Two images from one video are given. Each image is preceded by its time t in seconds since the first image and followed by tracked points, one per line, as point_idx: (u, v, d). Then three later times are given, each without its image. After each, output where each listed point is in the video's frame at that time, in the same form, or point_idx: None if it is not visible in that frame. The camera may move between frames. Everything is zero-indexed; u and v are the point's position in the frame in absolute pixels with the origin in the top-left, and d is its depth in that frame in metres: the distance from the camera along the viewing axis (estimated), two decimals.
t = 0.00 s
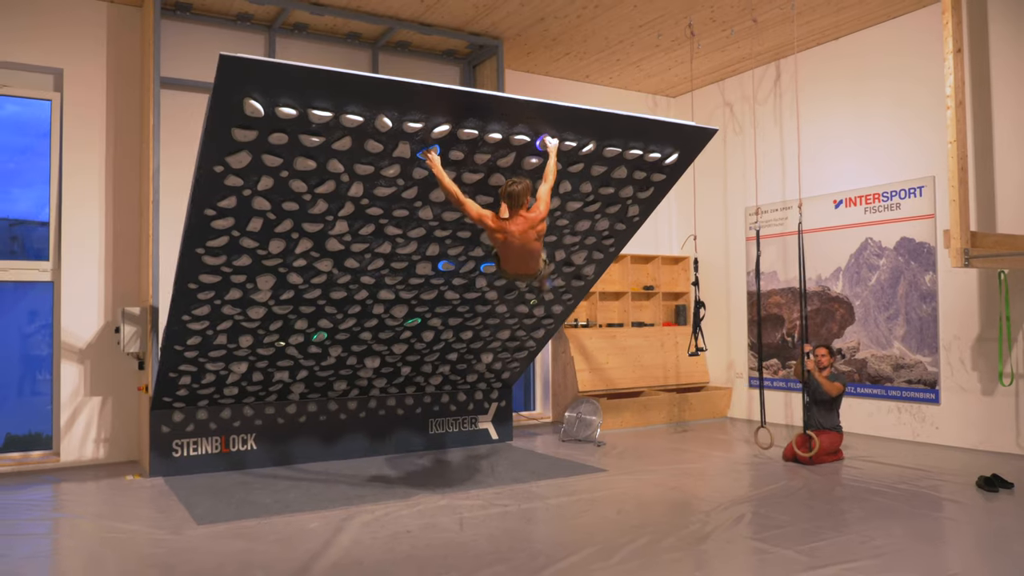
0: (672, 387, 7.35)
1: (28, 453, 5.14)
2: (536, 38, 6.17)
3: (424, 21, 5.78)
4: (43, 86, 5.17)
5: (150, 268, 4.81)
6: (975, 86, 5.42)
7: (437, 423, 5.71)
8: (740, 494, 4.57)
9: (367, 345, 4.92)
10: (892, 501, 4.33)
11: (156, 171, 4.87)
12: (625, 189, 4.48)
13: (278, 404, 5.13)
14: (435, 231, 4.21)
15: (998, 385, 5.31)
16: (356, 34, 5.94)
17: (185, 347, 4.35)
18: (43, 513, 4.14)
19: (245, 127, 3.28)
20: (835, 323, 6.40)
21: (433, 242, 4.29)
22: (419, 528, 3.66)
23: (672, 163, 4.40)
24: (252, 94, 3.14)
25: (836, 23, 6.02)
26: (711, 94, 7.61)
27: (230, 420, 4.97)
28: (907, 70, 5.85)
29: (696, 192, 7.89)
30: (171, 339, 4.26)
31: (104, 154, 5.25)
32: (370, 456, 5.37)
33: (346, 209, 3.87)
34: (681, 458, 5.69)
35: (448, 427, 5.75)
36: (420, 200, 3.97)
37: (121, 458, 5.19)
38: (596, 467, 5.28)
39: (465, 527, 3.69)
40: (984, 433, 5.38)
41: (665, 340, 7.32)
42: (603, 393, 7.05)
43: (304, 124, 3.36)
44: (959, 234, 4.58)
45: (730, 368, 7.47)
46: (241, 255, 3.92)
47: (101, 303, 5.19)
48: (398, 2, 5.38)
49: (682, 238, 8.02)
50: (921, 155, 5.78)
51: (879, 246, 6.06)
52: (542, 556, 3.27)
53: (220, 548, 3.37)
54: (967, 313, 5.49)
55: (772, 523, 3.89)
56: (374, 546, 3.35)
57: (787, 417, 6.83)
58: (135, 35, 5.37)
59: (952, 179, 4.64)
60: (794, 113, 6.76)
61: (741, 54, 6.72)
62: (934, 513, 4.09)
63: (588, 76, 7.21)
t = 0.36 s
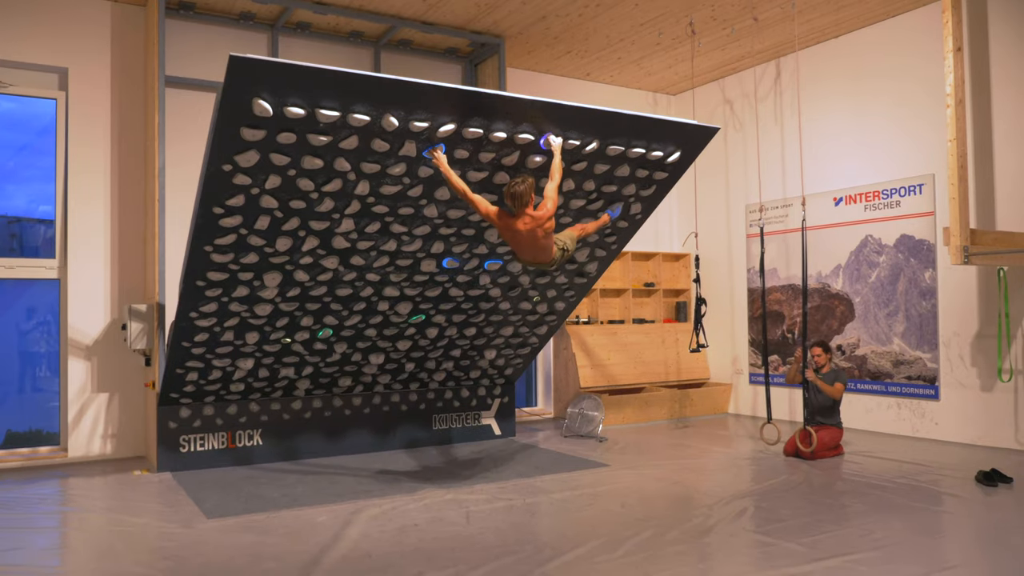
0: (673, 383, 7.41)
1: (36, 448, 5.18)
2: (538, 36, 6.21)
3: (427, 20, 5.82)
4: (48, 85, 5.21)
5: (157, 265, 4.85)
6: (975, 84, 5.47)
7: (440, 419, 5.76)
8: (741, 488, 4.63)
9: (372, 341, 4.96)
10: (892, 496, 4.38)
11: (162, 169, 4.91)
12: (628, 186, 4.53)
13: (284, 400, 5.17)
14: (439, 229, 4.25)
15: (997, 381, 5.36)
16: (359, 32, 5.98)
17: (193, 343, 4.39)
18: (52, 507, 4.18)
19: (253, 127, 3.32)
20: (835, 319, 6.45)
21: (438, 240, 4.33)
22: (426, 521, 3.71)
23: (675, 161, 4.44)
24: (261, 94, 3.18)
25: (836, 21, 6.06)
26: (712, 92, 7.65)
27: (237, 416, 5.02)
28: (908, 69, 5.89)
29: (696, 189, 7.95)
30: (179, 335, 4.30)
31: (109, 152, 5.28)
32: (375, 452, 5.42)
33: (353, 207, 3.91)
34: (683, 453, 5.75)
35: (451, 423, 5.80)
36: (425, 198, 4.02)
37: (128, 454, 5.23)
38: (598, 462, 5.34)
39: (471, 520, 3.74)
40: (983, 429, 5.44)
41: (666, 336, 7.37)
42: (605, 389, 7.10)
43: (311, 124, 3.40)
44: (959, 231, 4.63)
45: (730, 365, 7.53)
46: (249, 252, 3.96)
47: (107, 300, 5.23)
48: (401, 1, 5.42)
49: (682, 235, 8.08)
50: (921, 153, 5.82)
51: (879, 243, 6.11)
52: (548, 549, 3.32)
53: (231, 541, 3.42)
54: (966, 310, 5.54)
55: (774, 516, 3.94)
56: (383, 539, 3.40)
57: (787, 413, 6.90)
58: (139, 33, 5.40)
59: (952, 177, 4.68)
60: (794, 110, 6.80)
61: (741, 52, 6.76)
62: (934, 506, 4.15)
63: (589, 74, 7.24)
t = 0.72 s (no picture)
0: (676, 379, 7.44)
1: (46, 442, 5.23)
2: (540, 33, 6.23)
3: (430, 17, 5.85)
4: (54, 82, 5.24)
5: (164, 261, 4.89)
6: (977, 81, 5.49)
7: (444, 413, 5.80)
8: (744, 482, 4.67)
9: (377, 336, 5.00)
10: (894, 489, 4.42)
11: (168, 165, 4.95)
12: (631, 183, 4.56)
13: (290, 395, 5.21)
14: (444, 225, 4.29)
15: (999, 376, 5.39)
16: (362, 29, 6.01)
17: (201, 339, 4.43)
18: (62, 500, 4.23)
19: (260, 125, 3.36)
20: (837, 315, 6.48)
21: (442, 236, 4.36)
22: (432, 513, 3.75)
23: (677, 158, 4.47)
24: (268, 93, 3.22)
25: (838, 17, 6.08)
26: (714, 88, 7.67)
27: (243, 410, 5.06)
28: (911, 64, 5.91)
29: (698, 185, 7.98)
30: (187, 331, 4.34)
31: (116, 149, 5.32)
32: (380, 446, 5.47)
33: (359, 204, 3.95)
34: (686, 448, 5.79)
35: (456, 417, 5.84)
36: (430, 194, 4.05)
37: (136, 448, 5.27)
38: (602, 457, 5.38)
39: (476, 513, 3.78)
40: (984, 423, 5.47)
41: (669, 332, 7.42)
42: (608, 384, 7.14)
43: (318, 122, 3.44)
44: (960, 226, 4.66)
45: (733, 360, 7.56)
46: (256, 249, 4.00)
47: (115, 296, 5.27)
48: None
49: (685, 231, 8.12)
50: (923, 149, 5.84)
51: (881, 239, 6.14)
52: (553, 540, 3.36)
53: (240, 533, 3.47)
54: (968, 305, 5.57)
55: (777, 509, 3.98)
56: (390, 531, 3.45)
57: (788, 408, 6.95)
58: (145, 31, 5.44)
59: (954, 173, 4.70)
60: (796, 106, 6.82)
61: (743, 48, 6.78)
62: (935, 500, 4.19)
63: (591, 70, 7.27)
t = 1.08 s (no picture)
0: (681, 373, 7.46)
1: (56, 435, 5.31)
2: (544, 29, 6.24)
3: (434, 13, 5.87)
4: (63, 79, 5.27)
5: (170, 256, 4.94)
6: (982, 75, 5.48)
7: (449, 407, 5.84)
8: (746, 476, 4.69)
9: (381, 330, 5.04)
10: (896, 484, 4.43)
11: (175, 162, 4.99)
12: (632, 177, 4.58)
13: (295, 388, 5.26)
14: (447, 220, 4.32)
15: (1003, 370, 5.38)
16: (367, 25, 6.03)
17: (207, 333, 4.47)
18: (71, 492, 4.30)
19: (264, 122, 3.39)
20: (841, 309, 6.48)
21: (445, 230, 4.40)
22: (435, 506, 3.80)
23: (679, 153, 4.49)
24: (271, 90, 3.26)
25: (841, 11, 6.07)
26: (718, 83, 7.67)
27: (250, 404, 5.11)
28: (915, 59, 5.90)
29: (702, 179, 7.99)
30: (193, 325, 4.38)
31: (124, 145, 5.37)
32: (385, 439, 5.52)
33: (361, 199, 3.98)
34: (690, 442, 5.81)
35: (461, 411, 5.88)
36: (432, 189, 4.08)
37: (144, 441, 5.33)
38: (605, 450, 5.41)
39: (478, 505, 3.83)
40: (989, 418, 5.47)
41: (674, 326, 7.44)
42: (613, 379, 7.16)
43: (320, 118, 3.47)
44: (963, 221, 4.66)
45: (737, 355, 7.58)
46: (260, 244, 4.03)
47: (123, 290, 5.31)
48: None
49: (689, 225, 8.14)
50: (928, 143, 5.84)
51: (885, 233, 6.14)
52: (554, 533, 3.40)
53: (245, 525, 3.51)
54: (972, 300, 5.56)
55: (777, 503, 4.00)
56: (392, 523, 3.49)
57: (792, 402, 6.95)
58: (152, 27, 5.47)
59: (957, 167, 4.70)
60: (800, 100, 6.83)
61: (747, 43, 6.78)
62: (937, 494, 4.20)
63: (595, 65, 7.28)
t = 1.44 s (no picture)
0: (688, 368, 7.45)
1: (66, 426, 5.42)
2: (551, 24, 6.23)
3: (441, 9, 5.88)
4: (74, 76, 5.30)
5: (178, 250, 5.00)
6: (992, 68, 5.42)
7: (454, 401, 5.88)
8: (746, 470, 4.70)
9: (385, 324, 5.07)
10: (896, 480, 4.42)
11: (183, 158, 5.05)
12: (634, 172, 4.57)
13: (301, 381, 5.32)
14: (448, 214, 4.33)
15: (1011, 367, 5.34)
16: (374, 22, 6.03)
17: (211, 327, 4.52)
18: (83, 482, 4.38)
19: (264, 117, 3.39)
20: (849, 304, 6.45)
21: (447, 225, 4.41)
22: (432, 498, 3.85)
23: (681, 147, 4.48)
24: (271, 85, 3.27)
25: (851, 4, 6.01)
26: (728, 76, 7.64)
27: (255, 396, 5.18)
28: (925, 51, 5.84)
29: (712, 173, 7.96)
30: (198, 318, 4.43)
31: (134, 141, 5.37)
32: (389, 432, 5.57)
33: (363, 194, 3.98)
34: (694, 437, 5.82)
35: (466, 405, 5.92)
36: (433, 184, 4.09)
37: (152, 433, 5.42)
38: (607, 445, 5.43)
39: (475, 498, 3.88)
40: (996, 414, 5.43)
41: (682, 322, 7.43)
42: (619, 374, 7.17)
43: (320, 114, 3.47)
44: (969, 214, 4.61)
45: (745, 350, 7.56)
46: (263, 238, 4.04)
47: (133, 283, 5.36)
48: None
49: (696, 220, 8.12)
50: (936, 136, 5.78)
51: (893, 228, 6.09)
52: (547, 525, 3.44)
53: (244, 515, 3.59)
54: (980, 295, 5.51)
55: (774, 497, 4.01)
56: (389, 514, 3.55)
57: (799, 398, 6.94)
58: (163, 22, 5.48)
59: (964, 161, 4.66)
60: (808, 93, 6.79)
61: (756, 36, 6.73)
62: (937, 490, 4.19)
63: (604, 60, 7.26)
